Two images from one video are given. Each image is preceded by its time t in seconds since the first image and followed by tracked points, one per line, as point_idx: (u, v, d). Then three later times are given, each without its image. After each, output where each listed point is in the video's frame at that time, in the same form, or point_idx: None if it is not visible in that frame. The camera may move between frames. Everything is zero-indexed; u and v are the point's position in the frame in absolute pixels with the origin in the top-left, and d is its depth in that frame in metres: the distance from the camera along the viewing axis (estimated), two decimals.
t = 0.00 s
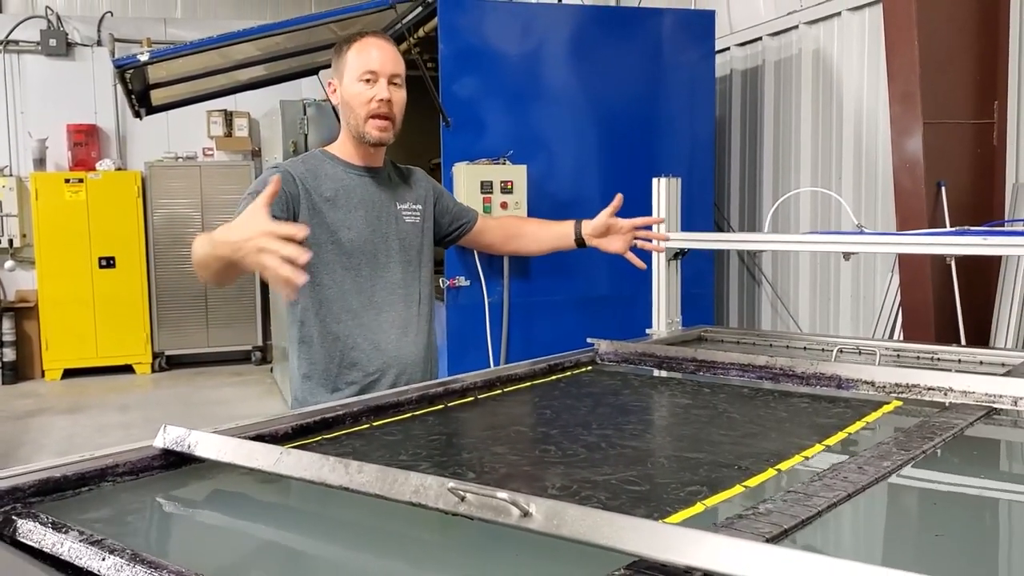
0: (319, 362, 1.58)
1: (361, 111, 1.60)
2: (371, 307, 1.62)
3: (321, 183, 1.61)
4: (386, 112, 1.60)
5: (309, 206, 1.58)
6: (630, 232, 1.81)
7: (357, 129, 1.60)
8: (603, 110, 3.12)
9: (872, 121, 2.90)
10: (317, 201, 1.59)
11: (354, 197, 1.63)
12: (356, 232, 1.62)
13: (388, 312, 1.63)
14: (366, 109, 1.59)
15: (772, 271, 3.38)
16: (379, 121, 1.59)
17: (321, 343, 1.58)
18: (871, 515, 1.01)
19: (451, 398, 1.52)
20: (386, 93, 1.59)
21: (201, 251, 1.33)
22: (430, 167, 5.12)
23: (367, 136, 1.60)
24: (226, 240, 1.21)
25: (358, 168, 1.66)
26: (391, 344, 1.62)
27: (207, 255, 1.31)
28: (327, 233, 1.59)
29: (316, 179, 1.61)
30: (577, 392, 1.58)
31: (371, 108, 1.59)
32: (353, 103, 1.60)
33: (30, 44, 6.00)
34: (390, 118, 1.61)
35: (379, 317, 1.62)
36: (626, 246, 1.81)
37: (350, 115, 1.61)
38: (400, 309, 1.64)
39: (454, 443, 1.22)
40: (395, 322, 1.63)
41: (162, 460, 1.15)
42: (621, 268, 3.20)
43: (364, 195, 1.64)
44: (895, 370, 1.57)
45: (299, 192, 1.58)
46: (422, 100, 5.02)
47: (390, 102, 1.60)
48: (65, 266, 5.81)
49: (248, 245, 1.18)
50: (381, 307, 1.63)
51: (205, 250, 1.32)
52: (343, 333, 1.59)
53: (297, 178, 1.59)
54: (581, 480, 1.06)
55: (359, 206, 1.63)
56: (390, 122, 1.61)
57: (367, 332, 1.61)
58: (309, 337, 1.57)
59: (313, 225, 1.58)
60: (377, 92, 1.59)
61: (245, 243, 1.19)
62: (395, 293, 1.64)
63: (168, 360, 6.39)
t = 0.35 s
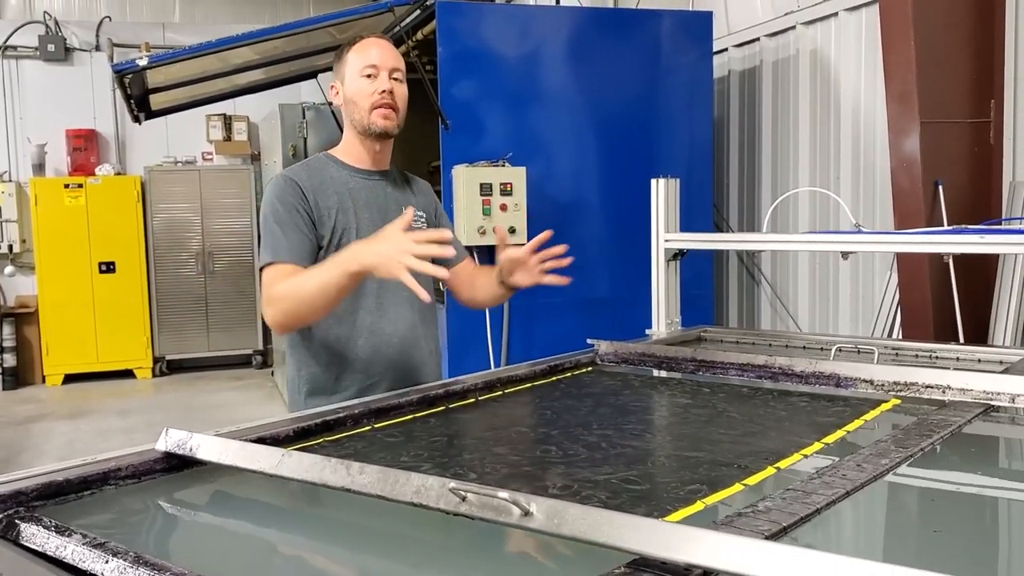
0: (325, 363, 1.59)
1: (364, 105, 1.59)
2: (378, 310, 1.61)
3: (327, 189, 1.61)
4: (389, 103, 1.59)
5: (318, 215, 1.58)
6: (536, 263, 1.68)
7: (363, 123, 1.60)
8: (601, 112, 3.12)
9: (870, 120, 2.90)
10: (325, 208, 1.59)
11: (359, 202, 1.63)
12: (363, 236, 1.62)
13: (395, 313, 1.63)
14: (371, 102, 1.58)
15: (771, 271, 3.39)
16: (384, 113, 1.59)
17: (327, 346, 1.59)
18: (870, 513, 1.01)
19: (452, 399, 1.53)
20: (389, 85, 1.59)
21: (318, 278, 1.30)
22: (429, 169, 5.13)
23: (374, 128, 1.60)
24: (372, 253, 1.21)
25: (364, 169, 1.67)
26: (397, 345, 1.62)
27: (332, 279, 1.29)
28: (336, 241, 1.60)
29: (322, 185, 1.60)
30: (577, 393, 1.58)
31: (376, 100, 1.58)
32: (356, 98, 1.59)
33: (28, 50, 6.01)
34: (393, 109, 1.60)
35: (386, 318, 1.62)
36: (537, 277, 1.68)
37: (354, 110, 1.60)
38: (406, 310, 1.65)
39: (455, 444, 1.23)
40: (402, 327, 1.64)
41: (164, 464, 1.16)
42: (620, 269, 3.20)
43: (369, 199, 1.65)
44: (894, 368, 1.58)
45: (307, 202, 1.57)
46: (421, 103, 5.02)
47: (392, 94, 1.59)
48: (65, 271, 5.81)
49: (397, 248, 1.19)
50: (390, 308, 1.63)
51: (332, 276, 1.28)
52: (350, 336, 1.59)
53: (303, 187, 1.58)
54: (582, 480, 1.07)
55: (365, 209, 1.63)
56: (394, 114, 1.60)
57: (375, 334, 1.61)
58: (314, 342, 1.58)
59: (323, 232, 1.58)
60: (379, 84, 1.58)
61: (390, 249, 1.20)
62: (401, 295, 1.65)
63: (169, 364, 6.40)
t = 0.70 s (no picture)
0: (324, 366, 1.59)
1: (363, 117, 1.59)
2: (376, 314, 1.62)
3: (327, 193, 1.60)
4: (387, 116, 1.59)
5: (317, 220, 1.58)
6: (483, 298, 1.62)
7: (362, 135, 1.60)
8: (599, 114, 3.13)
9: (867, 121, 2.91)
10: (325, 213, 1.58)
11: (359, 205, 1.63)
12: (362, 240, 1.62)
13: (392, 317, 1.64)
14: (369, 116, 1.58)
15: (770, 272, 3.39)
16: (381, 127, 1.59)
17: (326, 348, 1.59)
18: (870, 512, 1.01)
19: (451, 402, 1.53)
20: (387, 99, 1.58)
21: (320, 307, 1.38)
22: (427, 171, 5.13)
23: (372, 141, 1.60)
24: (372, 294, 1.31)
25: (366, 176, 1.67)
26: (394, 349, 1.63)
27: (334, 312, 1.37)
28: (335, 246, 1.60)
29: (323, 189, 1.60)
30: (577, 394, 1.58)
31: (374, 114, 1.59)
32: (355, 110, 1.60)
33: (26, 54, 6.00)
34: (392, 121, 1.60)
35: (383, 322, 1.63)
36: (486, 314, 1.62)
37: (354, 121, 1.61)
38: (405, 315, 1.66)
39: (456, 447, 1.23)
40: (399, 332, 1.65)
41: (164, 468, 1.16)
42: (619, 269, 3.21)
43: (369, 203, 1.64)
44: (893, 368, 1.58)
45: (307, 207, 1.57)
46: (419, 105, 5.03)
47: (391, 106, 1.59)
48: (63, 274, 5.81)
49: (395, 289, 1.28)
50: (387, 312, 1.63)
51: (334, 308, 1.36)
52: (348, 340, 1.60)
53: (304, 191, 1.57)
54: (582, 481, 1.07)
55: (365, 214, 1.63)
56: (392, 128, 1.60)
57: (372, 337, 1.62)
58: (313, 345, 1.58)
59: (320, 236, 1.58)
60: (377, 98, 1.58)
61: (389, 290, 1.29)
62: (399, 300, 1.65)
63: (168, 367, 6.40)
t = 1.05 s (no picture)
0: (323, 369, 1.59)
1: (350, 120, 1.59)
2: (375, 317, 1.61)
3: (325, 198, 1.60)
4: (374, 118, 1.58)
5: (312, 226, 1.58)
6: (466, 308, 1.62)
7: (351, 138, 1.60)
8: (600, 114, 3.12)
9: (870, 120, 2.90)
10: (321, 219, 1.58)
11: (356, 210, 1.62)
12: (358, 245, 1.61)
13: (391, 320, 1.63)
14: (356, 119, 1.58)
15: (772, 272, 3.39)
16: (369, 129, 1.58)
17: (326, 352, 1.58)
18: (878, 513, 1.01)
19: (454, 403, 1.52)
20: (372, 100, 1.57)
21: (302, 313, 1.38)
22: (428, 172, 5.12)
23: (361, 143, 1.59)
24: (351, 305, 1.29)
25: (364, 179, 1.66)
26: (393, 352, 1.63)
27: (315, 318, 1.36)
28: (331, 251, 1.59)
29: (320, 195, 1.60)
30: (581, 396, 1.58)
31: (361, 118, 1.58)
32: (343, 115, 1.59)
33: (27, 56, 5.99)
34: (379, 122, 1.58)
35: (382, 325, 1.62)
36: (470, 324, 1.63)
37: (343, 125, 1.61)
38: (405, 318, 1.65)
39: (460, 448, 1.22)
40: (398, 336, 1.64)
41: (168, 470, 1.16)
42: (620, 270, 3.20)
43: (368, 207, 1.63)
44: (898, 368, 1.58)
45: (303, 213, 1.57)
46: (420, 106, 5.03)
47: (377, 108, 1.57)
48: (65, 276, 5.80)
49: (373, 304, 1.26)
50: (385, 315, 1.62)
51: (314, 314, 1.36)
52: (345, 344, 1.59)
53: (300, 197, 1.57)
54: (588, 483, 1.06)
55: (362, 218, 1.62)
56: (381, 129, 1.59)
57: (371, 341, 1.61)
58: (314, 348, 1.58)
59: (316, 242, 1.58)
60: (363, 100, 1.56)
61: (366, 303, 1.28)
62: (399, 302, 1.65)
63: (169, 369, 6.39)
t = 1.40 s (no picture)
0: (327, 373, 1.59)
1: (343, 119, 1.59)
2: (377, 318, 1.60)
3: (321, 202, 1.60)
4: (367, 110, 1.58)
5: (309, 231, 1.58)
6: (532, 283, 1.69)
7: (346, 137, 1.59)
8: (605, 114, 3.12)
9: (876, 119, 2.89)
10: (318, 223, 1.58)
11: (356, 212, 1.61)
12: (357, 246, 1.60)
13: (394, 320, 1.61)
14: (347, 115, 1.58)
15: (778, 273, 3.38)
16: (363, 121, 1.58)
17: (329, 355, 1.59)
18: (887, 513, 1.00)
19: (461, 405, 1.52)
20: (356, 92, 1.59)
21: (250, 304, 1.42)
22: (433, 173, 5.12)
23: (359, 139, 1.58)
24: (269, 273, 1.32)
25: (365, 179, 1.66)
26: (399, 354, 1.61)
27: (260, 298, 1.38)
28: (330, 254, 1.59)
29: (316, 199, 1.60)
30: (587, 397, 1.57)
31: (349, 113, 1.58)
32: (333, 115, 1.59)
33: (32, 58, 6.00)
34: (372, 114, 1.59)
35: (384, 324, 1.60)
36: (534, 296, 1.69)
37: (336, 129, 1.61)
38: (411, 318, 1.63)
39: (466, 450, 1.22)
40: (403, 339, 1.62)
41: (174, 472, 1.15)
42: (625, 271, 3.19)
43: (367, 208, 1.63)
44: (907, 369, 1.57)
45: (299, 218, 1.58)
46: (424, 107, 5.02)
47: (366, 101, 1.59)
48: (70, 278, 5.82)
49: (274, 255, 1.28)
50: (388, 316, 1.61)
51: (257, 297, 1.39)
52: (348, 347, 1.59)
53: (296, 203, 1.58)
54: (595, 484, 1.06)
55: (360, 220, 1.61)
56: (374, 119, 1.59)
57: (374, 342, 1.59)
58: (319, 348, 1.58)
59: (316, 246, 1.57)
60: (349, 94, 1.58)
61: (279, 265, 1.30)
62: (401, 301, 1.63)
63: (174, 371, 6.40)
